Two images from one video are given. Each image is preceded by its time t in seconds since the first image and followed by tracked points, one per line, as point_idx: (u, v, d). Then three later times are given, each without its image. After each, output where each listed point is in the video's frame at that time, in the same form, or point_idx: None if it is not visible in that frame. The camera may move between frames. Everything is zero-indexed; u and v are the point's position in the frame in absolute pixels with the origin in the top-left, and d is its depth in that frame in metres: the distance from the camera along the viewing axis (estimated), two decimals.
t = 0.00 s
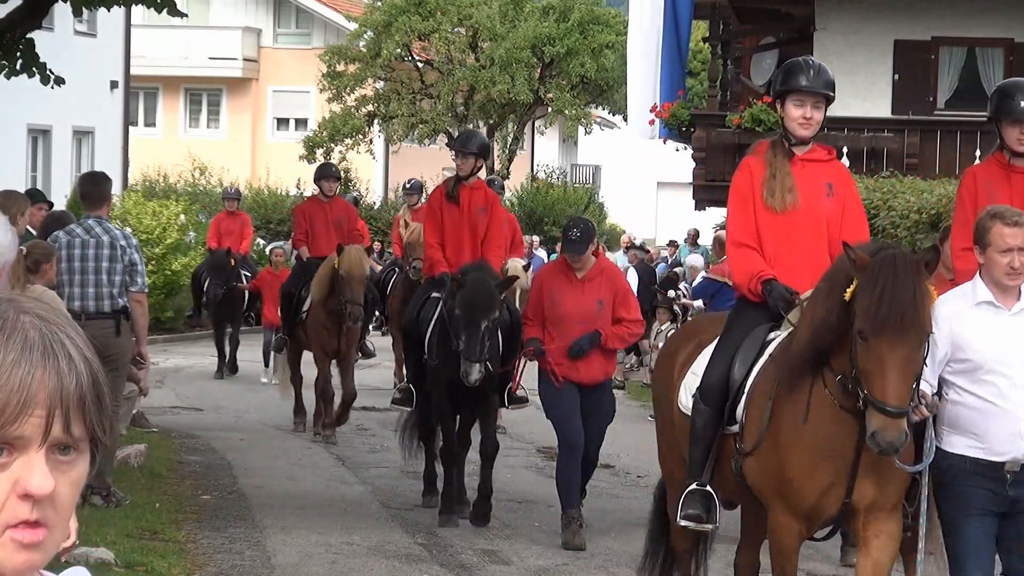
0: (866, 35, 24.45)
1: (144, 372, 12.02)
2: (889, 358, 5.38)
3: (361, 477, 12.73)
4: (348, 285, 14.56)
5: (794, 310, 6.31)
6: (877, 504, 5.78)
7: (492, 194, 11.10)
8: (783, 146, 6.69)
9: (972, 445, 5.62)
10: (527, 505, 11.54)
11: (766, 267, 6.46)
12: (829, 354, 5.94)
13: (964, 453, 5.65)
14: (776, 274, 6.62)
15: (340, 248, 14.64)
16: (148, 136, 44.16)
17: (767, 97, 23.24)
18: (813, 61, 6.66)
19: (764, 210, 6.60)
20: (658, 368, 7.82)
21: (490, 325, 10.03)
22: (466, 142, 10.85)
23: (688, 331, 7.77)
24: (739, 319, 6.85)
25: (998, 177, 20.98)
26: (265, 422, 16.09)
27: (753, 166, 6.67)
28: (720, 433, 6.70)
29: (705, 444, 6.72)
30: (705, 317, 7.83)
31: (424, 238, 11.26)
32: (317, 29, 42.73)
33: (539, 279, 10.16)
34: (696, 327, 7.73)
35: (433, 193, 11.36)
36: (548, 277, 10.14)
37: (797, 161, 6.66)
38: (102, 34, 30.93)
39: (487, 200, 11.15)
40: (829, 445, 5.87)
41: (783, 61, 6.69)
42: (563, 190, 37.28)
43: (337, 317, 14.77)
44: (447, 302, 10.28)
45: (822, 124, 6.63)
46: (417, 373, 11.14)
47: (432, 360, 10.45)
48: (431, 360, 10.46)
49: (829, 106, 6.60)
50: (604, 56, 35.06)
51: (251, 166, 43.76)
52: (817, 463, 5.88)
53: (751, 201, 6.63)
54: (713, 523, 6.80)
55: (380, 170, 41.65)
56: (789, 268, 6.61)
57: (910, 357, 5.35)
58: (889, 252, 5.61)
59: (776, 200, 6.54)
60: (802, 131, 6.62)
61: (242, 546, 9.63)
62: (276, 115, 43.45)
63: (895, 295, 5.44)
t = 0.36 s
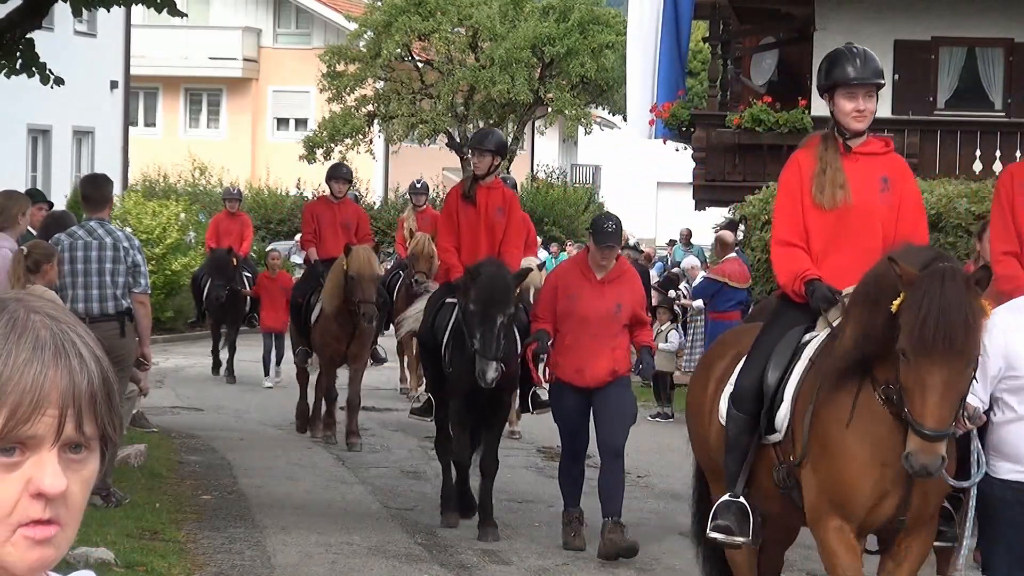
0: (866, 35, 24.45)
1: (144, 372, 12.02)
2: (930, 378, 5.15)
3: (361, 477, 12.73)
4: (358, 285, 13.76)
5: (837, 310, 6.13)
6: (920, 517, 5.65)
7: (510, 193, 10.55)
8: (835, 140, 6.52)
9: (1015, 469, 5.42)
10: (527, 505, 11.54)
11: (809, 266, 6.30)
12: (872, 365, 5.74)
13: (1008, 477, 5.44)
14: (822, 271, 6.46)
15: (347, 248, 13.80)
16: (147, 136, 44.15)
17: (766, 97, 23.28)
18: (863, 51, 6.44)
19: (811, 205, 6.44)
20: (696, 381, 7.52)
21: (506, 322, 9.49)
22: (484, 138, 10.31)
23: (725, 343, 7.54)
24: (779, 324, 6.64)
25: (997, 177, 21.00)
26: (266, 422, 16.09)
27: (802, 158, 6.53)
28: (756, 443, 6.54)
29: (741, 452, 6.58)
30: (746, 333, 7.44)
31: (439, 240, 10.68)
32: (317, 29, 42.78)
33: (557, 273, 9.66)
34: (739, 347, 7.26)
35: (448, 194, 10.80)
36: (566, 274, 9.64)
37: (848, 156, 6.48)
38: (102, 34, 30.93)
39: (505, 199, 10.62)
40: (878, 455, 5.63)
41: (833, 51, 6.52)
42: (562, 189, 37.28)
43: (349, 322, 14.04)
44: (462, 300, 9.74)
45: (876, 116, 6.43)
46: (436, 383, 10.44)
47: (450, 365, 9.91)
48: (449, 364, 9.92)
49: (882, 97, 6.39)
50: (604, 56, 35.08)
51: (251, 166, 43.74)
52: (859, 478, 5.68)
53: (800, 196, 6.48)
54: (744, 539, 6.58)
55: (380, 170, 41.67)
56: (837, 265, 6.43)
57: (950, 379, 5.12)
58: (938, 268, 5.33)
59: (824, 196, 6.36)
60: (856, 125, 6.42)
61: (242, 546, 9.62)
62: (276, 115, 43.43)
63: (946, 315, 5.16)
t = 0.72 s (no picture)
0: (866, 35, 24.45)
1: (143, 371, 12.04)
2: (971, 363, 5.05)
3: (361, 477, 12.74)
4: (368, 293, 13.72)
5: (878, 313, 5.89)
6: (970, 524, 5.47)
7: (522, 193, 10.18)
8: (870, 130, 6.31)
9: None
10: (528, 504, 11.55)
11: (846, 264, 6.08)
12: (915, 362, 5.56)
13: None
14: (860, 268, 6.23)
15: (357, 253, 13.82)
16: (147, 136, 44.15)
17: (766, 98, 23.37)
18: (902, 39, 6.27)
19: (847, 196, 6.23)
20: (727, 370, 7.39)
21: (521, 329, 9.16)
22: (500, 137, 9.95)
23: (758, 332, 7.34)
24: (817, 323, 6.40)
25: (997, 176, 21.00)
26: (266, 422, 16.10)
27: (836, 149, 6.32)
28: (798, 450, 6.28)
29: (783, 462, 6.31)
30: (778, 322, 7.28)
31: (449, 242, 10.25)
32: (317, 29, 42.78)
33: (579, 266, 9.11)
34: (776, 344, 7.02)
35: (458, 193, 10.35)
36: (590, 266, 9.08)
37: (885, 147, 6.30)
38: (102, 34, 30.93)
39: (518, 199, 10.25)
40: (922, 468, 5.46)
41: (868, 41, 6.35)
42: (562, 190, 37.26)
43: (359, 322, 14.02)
44: (473, 305, 9.40)
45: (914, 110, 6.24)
46: (444, 384, 10.22)
47: (461, 368, 9.58)
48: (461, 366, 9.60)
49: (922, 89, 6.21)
50: (604, 56, 35.09)
51: (251, 167, 43.71)
52: (907, 483, 5.49)
53: (835, 187, 6.26)
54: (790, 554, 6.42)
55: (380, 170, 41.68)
56: (876, 259, 6.20)
57: (995, 363, 5.03)
58: (973, 244, 5.27)
59: (863, 187, 6.15)
60: (894, 119, 6.23)
61: (242, 546, 9.63)
62: (276, 115, 43.41)
63: (977, 294, 5.10)
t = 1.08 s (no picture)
0: (866, 35, 24.43)
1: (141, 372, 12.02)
2: (1020, 361, 4.65)
3: (361, 477, 12.74)
4: (374, 290, 13.12)
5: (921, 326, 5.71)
6: (1006, 556, 5.08)
7: (541, 190, 9.88)
8: (917, 129, 6.04)
9: None
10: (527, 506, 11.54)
11: (892, 273, 5.85)
12: (955, 372, 5.26)
13: None
14: (906, 275, 5.99)
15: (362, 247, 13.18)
16: (147, 136, 44.13)
17: (767, 98, 23.37)
18: (951, 31, 5.96)
19: (891, 201, 5.98)
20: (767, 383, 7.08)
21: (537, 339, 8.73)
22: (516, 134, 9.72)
23: (801, 343, 7.02)
24: (860, 323, 6.21)
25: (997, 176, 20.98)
26: (266, 422, 16.09)
27: (880, 149, 6.07)
28: (828, 458, 6.16)
29: (812, 469, 6.19)
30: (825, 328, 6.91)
31: (465, 243, 9.92)
32: (317, 29, 42.78)
33: (592, 280, 8.50)
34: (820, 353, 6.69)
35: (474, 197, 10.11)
36: (604, 280, 8.45)
37: (932, 147, 6.01)
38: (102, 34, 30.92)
39: (536, 200, 9.92)
40: (948, 485, 5.19)
41: (915, 32, 6.03)
42: (562, 190, 37.24)
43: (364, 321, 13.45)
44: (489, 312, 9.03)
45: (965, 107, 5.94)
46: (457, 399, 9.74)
47: (477, 376, 9.16)
48: (475, 376, 9.18)
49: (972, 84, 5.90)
50: (604, 56, 35.08)
51: (251, 166, 43.69)
52: (937, 498, 5.22)
53: (878, 188, 6.03)
54: (811, 568, 6.32)
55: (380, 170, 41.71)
56: (922, 269, 5.96)
57: None
58: None
59: (906, 192, 5.91)
60: (943, 116, 5.95)
61: (242, 546, 9.62)
62: (276, 115, 43.41)
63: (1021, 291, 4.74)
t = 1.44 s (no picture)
0: (866, 34, 24.43)
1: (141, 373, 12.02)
2: None
3: (361, 477, 12.74)
4: (381, 283, 12.67)
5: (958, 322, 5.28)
6: None
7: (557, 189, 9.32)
8: (961, 126, 5.62)
9: None
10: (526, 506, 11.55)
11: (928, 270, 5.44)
12: (1005, 381, 4.93)
13: None
14: (945, 275, 5.54)
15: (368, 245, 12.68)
16: (148, 136, 44.17)
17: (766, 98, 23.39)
18: (1000, 22, 5.53)
19: (930, 201, 5.56)
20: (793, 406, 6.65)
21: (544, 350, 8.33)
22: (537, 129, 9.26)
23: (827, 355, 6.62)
24: (888, 331, 5.78)
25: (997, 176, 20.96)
26: (266, 423, 16.09)
27: (919, 145, 5.66)
28: (852, 477, 5.82)
29: (834, 487, 5.85)
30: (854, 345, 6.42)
31: (477, 244, 9.34)
32: (317, 29, 42.76)
33: (625, 278, 8.15)
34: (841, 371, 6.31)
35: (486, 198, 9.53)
36: (638, 278, 8.10)
37: (976, 144, 5.59)
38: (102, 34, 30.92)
39: (551, 200, 9.34)
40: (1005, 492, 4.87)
41: (957, 23, 5.63)
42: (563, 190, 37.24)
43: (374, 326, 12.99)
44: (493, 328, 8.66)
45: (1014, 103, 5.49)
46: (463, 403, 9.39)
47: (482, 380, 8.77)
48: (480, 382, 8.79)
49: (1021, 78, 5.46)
50: (604, 56, 35.08)
51: (251, 166, 43.71)
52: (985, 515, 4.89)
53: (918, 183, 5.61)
54: None
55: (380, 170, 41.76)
56: (959, 271, 5.52)
57: None
58: None
59: (947, 192, 5.51)
60: (990, 112, 5.49)
61: (242, 546, 9.62)
62: (276, 115, 43.42)
63: None
